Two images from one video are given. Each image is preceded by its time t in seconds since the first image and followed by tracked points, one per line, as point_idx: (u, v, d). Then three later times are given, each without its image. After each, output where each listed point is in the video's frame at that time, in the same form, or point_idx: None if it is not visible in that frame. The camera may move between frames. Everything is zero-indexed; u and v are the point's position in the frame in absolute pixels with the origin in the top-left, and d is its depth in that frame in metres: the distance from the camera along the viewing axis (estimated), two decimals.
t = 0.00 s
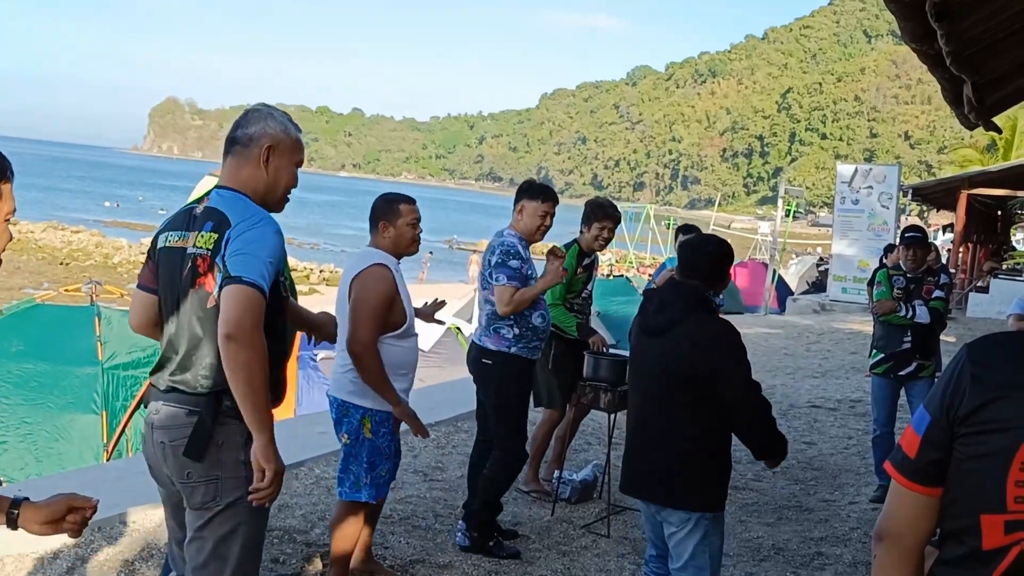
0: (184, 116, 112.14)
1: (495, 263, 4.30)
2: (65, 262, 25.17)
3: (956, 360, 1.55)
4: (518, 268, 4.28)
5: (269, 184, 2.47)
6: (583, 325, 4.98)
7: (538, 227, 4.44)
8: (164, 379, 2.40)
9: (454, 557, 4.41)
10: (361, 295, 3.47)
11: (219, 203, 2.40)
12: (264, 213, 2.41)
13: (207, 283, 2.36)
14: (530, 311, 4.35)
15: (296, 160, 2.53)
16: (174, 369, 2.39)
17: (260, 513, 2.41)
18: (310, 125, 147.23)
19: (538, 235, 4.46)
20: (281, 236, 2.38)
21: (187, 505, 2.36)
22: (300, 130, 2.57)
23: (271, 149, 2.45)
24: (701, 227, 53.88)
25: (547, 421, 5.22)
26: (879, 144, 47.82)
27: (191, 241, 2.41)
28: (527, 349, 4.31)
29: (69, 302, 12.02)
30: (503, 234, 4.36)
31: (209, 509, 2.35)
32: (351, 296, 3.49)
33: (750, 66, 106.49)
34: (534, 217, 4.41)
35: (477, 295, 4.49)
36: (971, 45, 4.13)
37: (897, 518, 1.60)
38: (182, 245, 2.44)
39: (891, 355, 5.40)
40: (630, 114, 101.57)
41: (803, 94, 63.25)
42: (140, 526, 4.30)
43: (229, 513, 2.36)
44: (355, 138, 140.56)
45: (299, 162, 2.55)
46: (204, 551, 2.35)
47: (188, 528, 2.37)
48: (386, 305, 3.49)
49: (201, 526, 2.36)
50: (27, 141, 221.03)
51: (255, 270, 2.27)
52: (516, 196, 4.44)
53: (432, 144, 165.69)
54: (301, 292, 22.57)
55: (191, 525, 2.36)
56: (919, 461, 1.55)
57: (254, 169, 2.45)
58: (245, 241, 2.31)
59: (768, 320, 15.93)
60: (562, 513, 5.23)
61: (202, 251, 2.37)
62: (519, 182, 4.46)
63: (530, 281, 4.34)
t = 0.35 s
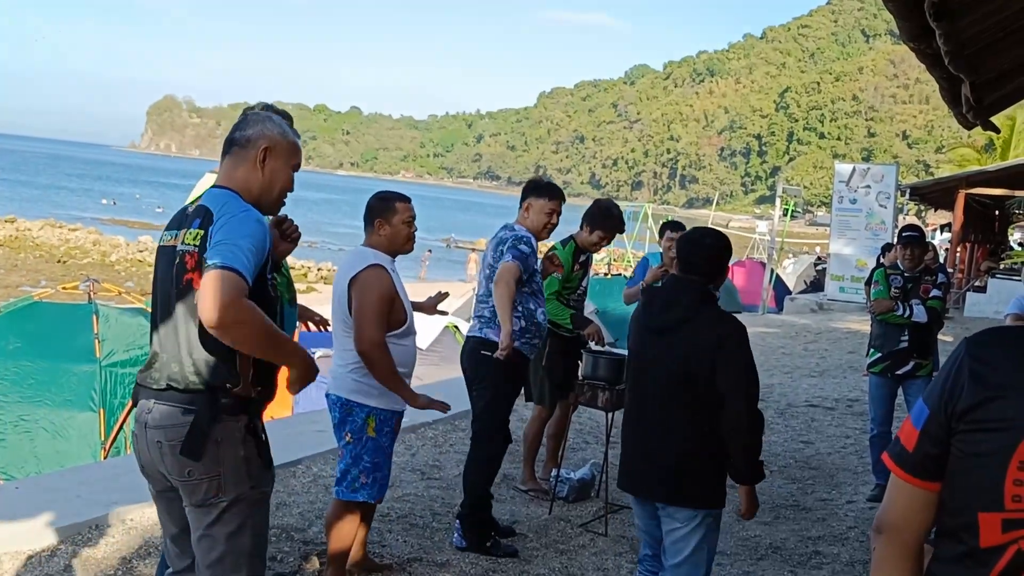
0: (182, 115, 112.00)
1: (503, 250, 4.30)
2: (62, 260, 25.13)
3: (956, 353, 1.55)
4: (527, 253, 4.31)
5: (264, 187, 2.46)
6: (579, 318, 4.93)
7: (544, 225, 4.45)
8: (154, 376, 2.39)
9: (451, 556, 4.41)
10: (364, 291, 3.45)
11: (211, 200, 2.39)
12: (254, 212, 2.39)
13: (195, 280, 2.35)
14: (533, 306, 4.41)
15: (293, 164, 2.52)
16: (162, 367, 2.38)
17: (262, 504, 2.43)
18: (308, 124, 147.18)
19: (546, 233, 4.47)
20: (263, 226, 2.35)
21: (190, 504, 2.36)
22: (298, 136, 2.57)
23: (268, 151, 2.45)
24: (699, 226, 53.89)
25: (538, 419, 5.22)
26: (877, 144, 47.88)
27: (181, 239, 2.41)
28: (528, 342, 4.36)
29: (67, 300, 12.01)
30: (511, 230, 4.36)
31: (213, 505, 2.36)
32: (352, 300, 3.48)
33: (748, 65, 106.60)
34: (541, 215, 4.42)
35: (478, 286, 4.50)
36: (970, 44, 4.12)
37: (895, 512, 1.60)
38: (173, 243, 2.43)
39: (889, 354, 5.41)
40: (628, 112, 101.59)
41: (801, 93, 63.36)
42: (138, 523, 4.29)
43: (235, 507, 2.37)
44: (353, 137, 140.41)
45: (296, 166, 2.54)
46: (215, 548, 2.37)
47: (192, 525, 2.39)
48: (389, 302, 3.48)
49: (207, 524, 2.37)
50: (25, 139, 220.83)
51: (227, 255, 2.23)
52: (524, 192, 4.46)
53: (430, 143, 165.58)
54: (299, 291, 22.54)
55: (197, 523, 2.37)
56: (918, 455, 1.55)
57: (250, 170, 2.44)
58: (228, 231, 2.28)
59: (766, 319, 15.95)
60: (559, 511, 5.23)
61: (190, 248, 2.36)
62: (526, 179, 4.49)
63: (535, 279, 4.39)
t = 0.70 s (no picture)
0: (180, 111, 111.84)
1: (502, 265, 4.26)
2: (60, 256, 25.07)
3: (959, 346, 1.56)
4: (527, 271, 4.25)
5: (260, 186, 2.46)
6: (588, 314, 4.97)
7: (539, 227, 4.43)
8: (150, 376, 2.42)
9: (448, 551, 4.42)
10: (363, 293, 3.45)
11: (208, 204, 2.39)
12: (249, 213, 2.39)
13: (188, 285, 2.34)
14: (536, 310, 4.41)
15: (289, 163, 2.52)
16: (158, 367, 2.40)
17: (245, 504, 2.41)
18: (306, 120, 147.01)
19: (540, 235, 4.44)
20: (261, 233, 2.36)
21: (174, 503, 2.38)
22: (293, 135, 2.56)
23: (264, 151, 2.44)
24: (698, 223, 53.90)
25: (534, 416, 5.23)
26: (876, 141, 47.94)
27: (175, 241, 2.40)
28: (526, 341, 4.33)
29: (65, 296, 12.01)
30: (509, 236, 4.32)
31: (193, 505, 2.36)
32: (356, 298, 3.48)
33: (746, 62, 106.61)
34: (536, 217, 4.40)
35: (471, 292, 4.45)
36: (969, 41, 4.13)
37: (899, 497, 1.62)
38: (168, 245, 2.42)
39: (886, 351, 5.42)
40: (627, 109, 101.60)
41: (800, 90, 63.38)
42: (135, 519, 4.30)
43: (215, 508, 2.37)
44: (351, 133, 140.28)
45: (292, 164, 2.53)
46: (198, 548, 2.37)
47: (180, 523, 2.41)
48: (391, 299, 3.49)
49: (191, 523, 2.38)
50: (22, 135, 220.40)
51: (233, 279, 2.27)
52: (519, 194, 4.42)
53: (428, 139, 165.40)
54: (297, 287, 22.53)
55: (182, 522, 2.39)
56: (918, 442, 1.57)
57: (246, 170, 2.44)
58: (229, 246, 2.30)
59: (764, 316, 15.97)
60: (556, 508, 5.23)
61: (182, 252, 2.35)
62: (518, 183, 4.43)
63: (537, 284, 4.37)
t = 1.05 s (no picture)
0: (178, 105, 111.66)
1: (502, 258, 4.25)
2: (58, 250, 25.04)
3: (962, 348, 1.55)
4: (527, 265, 4.26)
5: (253, 178, 2.45)
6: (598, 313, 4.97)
7: (539, 220, 4.40)
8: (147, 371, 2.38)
9: (446, 547, 4.42)
10: (359, 285, 3.45)
11: (206, 194, 2.39)
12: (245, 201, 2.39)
13: (194, 273, 2.33)
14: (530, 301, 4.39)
15: (280, 154, 2.51)
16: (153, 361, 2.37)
17: (253, 497, 2.41)
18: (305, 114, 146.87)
19: (542, 227, 4.41)
20: (261, 221, 2.35)
21: (179, 493, 2.35)
22: (284, 126, 2.56)
23: (255, 142, 2.43)
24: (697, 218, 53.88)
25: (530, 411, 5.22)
26: (875, 136, 47.89)
27: (176, 232, 2.38)
28: (522, 338, 4.32)
29: (63, 288, 12.00)
30: (506, 228, 4.31)
31: (202, 495, 2.35)
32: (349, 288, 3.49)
33: (745, 57, 106.52)
34: (536, 210, 4.38)
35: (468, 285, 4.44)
36: (968, 37, 4.11)
37: (902, 497, 1.61)
38: (167, 237, 2.41)
39: (885, 347, 5.42)
40: (626, 104, 101.49)
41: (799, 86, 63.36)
42: (133, 514, 4.29)
43: (222, 499, 2.36)
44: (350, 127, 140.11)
45: (283, 157, 2.53)
46: (199, 539, 2.35)
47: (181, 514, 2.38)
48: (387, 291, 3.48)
49: (194, 514, 2.36)
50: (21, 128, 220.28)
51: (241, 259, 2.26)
52: (519, 187, 4.41)
53: (428, 133, 165.09)
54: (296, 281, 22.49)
55: (185, 512, 2.36)
56: (922, 442, 1.56)
57: (239, 162, 2.43)
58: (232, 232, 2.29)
59: (762, 312, 15.96)
60: (555, 503, 5.23)
61: (186, 241, 2.34)
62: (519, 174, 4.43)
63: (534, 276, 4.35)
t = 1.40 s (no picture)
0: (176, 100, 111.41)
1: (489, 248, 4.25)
2: (57, 245, 24.98)
3: (961, 340, 1.54)
4: (511, 253, 4.23)
5: (250, 164, 2.43)
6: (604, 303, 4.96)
7: (539, 217, 4.41)
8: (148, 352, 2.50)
9: (445, 541, 4.42)
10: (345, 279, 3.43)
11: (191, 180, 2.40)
12: (227, 189, 2.37)
13: (167, 260, 2.41)
14: (521, 296, 4.32)
15: (282, 140, 2.48)
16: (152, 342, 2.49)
17: (228, 484, 2.38)
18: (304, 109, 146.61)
19: (540, 224, 4.42)
20: (232, 210, 2.32)
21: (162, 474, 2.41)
22: (287, 111, 2.53)
23: (253, 127, 2.41)
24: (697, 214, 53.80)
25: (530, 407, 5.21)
26: (875, 132, 47.79)
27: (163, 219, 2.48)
28: (519, 330, 4.31)
29: (62, 283, 11.96)
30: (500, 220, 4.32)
31: (176, 478, 2.38)
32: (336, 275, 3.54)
33: (745, 52, 106.35)
34: (536, 207, 4.39)
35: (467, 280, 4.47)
36: (968, 33, 4.10)
37: (901, 490, 1.61)
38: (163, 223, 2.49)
39: (885, 343, 5.40)
40: (626, 99, 101.38)
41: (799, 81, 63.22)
42: (131, 509, 4.28)
43: (195, 482, 2.36)
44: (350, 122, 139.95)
45: (286, 142, 2.50)
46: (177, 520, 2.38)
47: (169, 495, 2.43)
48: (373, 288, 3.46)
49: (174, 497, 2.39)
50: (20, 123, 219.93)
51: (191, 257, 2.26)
52: (519, 184, 4.42)
53: (428, 129, 164.74)
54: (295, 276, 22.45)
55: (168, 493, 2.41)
56: (921, 434, 1.56)
57: (234, 146, 2.42)
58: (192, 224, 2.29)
59: (762, 307, 15.96)
60: (554, 498, 5.23)
61: (166, 228, 2.44)
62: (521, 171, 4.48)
63: (523, 269, 4.30)
